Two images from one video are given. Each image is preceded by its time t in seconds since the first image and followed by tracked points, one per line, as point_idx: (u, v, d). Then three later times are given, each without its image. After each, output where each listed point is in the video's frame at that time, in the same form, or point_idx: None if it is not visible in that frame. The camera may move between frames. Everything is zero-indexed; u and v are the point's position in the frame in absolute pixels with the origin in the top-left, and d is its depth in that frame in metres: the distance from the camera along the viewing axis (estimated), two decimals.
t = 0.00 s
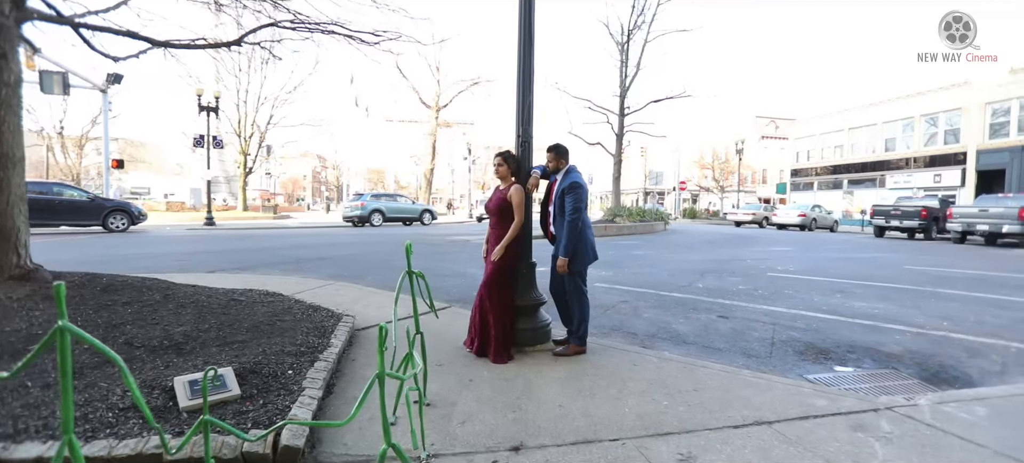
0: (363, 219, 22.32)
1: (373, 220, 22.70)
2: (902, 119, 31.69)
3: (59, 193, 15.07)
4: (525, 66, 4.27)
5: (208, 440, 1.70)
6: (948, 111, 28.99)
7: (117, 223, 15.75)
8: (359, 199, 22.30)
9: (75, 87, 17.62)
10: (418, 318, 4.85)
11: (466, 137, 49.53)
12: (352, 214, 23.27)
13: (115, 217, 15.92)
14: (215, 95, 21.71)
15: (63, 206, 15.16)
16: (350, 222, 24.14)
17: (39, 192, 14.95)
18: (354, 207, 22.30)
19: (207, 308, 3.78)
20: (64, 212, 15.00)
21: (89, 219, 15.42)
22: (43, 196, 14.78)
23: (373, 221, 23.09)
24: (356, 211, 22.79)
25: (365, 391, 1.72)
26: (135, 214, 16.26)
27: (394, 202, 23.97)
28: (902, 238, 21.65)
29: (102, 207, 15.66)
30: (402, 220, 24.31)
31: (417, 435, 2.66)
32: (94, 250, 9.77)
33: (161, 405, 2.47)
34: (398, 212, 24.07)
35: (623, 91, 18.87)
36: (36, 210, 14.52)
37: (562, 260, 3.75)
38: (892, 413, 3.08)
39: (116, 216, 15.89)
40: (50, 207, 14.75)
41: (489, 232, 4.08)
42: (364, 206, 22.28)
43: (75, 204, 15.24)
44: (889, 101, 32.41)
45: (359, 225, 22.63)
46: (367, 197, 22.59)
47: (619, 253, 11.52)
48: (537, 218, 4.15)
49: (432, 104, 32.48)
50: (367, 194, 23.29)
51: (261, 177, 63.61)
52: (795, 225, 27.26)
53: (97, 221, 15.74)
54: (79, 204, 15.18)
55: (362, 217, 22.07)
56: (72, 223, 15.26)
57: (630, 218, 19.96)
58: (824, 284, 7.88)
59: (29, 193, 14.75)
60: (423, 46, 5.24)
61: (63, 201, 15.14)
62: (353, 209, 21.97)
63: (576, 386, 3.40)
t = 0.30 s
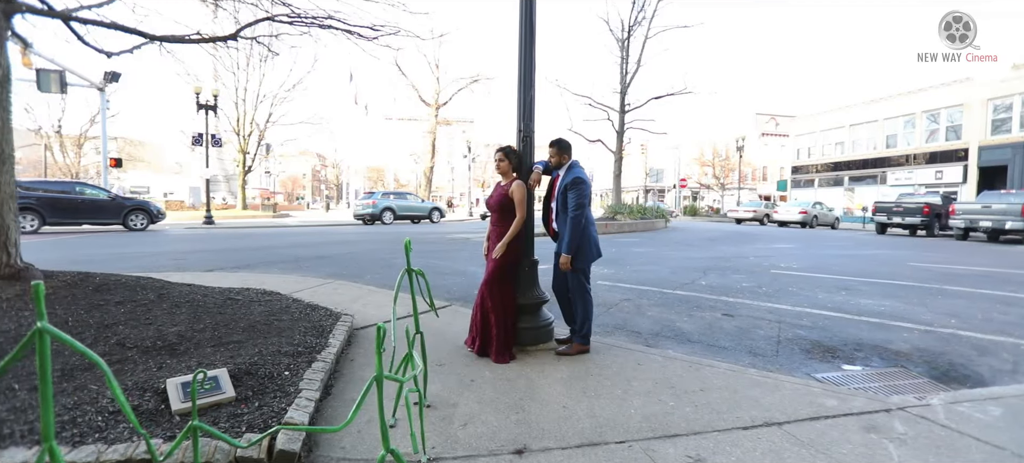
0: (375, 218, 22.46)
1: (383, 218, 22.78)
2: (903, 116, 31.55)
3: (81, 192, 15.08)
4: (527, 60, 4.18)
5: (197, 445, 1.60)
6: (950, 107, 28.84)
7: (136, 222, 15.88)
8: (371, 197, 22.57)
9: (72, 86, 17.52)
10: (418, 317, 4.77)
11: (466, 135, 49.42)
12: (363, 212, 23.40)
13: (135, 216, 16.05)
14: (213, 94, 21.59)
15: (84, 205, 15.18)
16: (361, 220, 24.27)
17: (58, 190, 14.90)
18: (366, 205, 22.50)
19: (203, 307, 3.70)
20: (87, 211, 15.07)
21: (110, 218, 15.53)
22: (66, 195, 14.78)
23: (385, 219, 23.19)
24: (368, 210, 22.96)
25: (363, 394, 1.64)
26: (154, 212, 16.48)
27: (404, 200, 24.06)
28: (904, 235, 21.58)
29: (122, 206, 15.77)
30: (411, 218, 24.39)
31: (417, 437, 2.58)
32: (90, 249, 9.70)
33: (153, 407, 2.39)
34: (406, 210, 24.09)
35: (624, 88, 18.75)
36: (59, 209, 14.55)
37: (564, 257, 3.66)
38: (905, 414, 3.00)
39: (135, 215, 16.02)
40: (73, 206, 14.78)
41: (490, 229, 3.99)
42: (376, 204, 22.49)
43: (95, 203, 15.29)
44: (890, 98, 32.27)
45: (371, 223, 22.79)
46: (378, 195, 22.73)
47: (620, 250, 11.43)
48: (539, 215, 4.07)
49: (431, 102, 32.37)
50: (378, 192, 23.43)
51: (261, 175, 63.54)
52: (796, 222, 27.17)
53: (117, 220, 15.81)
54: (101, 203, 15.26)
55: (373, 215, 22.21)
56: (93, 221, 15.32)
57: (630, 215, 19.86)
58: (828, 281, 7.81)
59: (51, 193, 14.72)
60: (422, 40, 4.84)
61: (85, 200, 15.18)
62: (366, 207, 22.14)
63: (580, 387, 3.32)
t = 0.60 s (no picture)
0: (386, 217, 22.59)
1: (393, 218, 22.83)
2: (904, 115, 31.44)
3: (104, 193, 15.31)
4: (529, 56, 4.09)
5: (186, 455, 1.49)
6: (952, 106, 28.71)
7: (156, 222, 16.15)
8: (382, 196, 22.67)
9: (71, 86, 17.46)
10: (418, 318, 4.69)
11: (466, 135, 49.34)
12: (374, 212, 23.51)
13: (155, 216, 16.31)
14: (212, 93, 21.52)
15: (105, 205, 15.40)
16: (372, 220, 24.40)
17: (80, 190, 15.10)
18: (377, 205, 22.63)
19: (198, 308, 3.61)
20: (109, 212, 15.33)
21: (130, 218, 15.81)
22: (89, 196, 15.01)
23: (395, 219, 23.32)
24: (378, 210, 23.08)
25: (362, 397, 1.55)
26: (173, 212, 16.74)
27: (414, 200, 24.16)
28: (906, 235, 21.47)
29: (143, 206, 16.04)
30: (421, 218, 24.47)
31: (417, 443, 2.50)
32: (88, 249, 9.62)
33: (143, 413, 2.29)
34: (417, 210, 24.16)
35: (624, 86, 18.65)
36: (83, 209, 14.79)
37: (568, 256, 3.58)
38: (920, 418, 2.92)
39: (155, 215, 16.28)
40: (96, 207, 15.02)
41: (492, 228, 3.91)
42: (387, 204, 22.61)
43: (117, 203, 15.52)
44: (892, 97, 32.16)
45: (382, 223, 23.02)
46: (389, 195, 22.76)
47: (622, 250, 11.34)
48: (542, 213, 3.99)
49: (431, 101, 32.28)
50: (390, 191, 23.54)
51: (261, 175, 63.49)
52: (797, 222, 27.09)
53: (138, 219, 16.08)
54: (123, 204, 15.52)
55: (384, 215, 22.33)
56: (114, 221, 15.58)
57: (631, 214, 19.76)
58: (833, 280, 7.72)
59: (74, 193, 14.95)
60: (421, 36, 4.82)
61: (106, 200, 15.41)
62: (377, 207, 22.30)
63: (584, 389, 3.23)
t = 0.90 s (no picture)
0: (396, 217, 22.65)
1: (403, 217, 22.81)
2: (903, 115, 31.43)
3: (123, 193, 15.37)
4: (530, 53, 4.01)
5: None
6: (951, 106, 28.68)
7: (173, 222, 16.24)
8: (391, 197, 22.67)
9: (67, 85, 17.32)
10: (416, 320, 4.60)
11: (465, 135, 49.20)
12: (383, 212, 23.54)
13: (172, 216, 16.40)
14: (210, 93, 21.39)
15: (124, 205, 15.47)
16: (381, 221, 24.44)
17: (99, 191, 15.13)
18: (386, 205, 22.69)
19: (190, 311, 3.51)
20: (128, 212, 15.40)
21: (148, 218, 15.89)
22: (109, 196, 15.07)
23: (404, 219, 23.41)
24: (388, 210, 23.12)
25: (356, 405, 1.45)
26: (189, 212, 16.85)
27: (423, 200, 24.16)
28: (906, 235, 21.42)
29: (160, 206, 16.12)
30: (429, 218, 24.48)
31: (415, 452, 2.41)
32: (81, 250, 9.49)
33: (129, 420, 2.19)
34: (426, 211, 24.25)
35: (624, 86, 18.56)
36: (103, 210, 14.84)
37: (569, 256, 3.50)
38: (932, 422, 2.84)
39: (172, 215, 16.38)
40: (116, 207, 15.09)
41: (492, 228, 3.82)
42: (397, 204, 22.63)
43: (134, 204, 15.59)
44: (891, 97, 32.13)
45: (391, 223, 23.01)
46: (398, 196, 22.74)
47: (622, 250, 11.26)
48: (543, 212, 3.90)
49: (429, 102, 32.17)
50: (400, 192, 23.56)
51: (259, 176, 63.29)
52: (796, 222, 27.05)
53: (154, 220, 16.14)
54: (142, 204, 15.60)
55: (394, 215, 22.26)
56: (132, 221, 15.64)
57: (631, 215, 19.68)
58: (835, 281, 7.66)
59: (95, 193, 15.00)
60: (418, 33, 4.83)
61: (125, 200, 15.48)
62: (386, 207, 22.25)
63: (587, 394, 3.15)
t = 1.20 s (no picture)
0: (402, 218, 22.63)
1: (409, 218, 22.82)
2: (897, 116, 31.60)
3: (135, 194, 15.36)
4: (527, 51, 3.92)
5: None
6: (945, 107, 28.83)
7: (186, 223, 16.07)
8: (397, 198, 22.62)
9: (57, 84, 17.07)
10: (411, 323, 4.50)
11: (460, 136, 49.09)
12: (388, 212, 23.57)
13: (183, 217, 16.23)
14: (203, 93, 21.16)
15: (137, 206, 15.47)
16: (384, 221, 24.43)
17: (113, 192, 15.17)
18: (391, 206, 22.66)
19: (177, 314, 3.39)
20: (140, 213, 15.35)
21: (161, 219, 15.79)
22: (121, 197, 15.06)
23: (409, 220, 23.52)
24: (392, 210, 23.07)
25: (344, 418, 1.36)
26: (201, 214, 16.69)
27: (426, 202, 24.20)
28: (900, 235, 21.47)
29: (172, 208, 15.99)
30: (433, 219, 24.52)
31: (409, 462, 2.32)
32: (69, 252, 9.30)
33: (108, 431, 2.09)
34: (430, 211, 24.30)
35: (620, 86, 18.51)
36: (115, 211, 14.83)
37: (568, 258, 3.41)
38: (940, 427, 2.78)
39: (184, 217, 16.19)
40: (128, 209, 15.08)
41: (489, 229, 3.73)
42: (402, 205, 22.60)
43: (148, 205, 15.57)
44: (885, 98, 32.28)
45: (396, 224, 22.99)
46: (404, 196, 22.73)
47: (619, 250, 11.20)
48: (541, 213, 3.81)
49: (424, 102, 32.06)
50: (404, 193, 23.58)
51: (253, 177, 62.88)
52: (792, 223, 27.07)
53: (168, 221, 16.06)
54: (154, 206, 15.53)
55: (400, 215, 22.29)
56: (146, 222, 15.64)
57: (627, 215, 19.62)
58: (833, 281, 7.61)
59: (108, 194, 15.03)
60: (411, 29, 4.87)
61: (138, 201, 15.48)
62: (391, 207, 22.18)
63: (587, 399, 3.06)
